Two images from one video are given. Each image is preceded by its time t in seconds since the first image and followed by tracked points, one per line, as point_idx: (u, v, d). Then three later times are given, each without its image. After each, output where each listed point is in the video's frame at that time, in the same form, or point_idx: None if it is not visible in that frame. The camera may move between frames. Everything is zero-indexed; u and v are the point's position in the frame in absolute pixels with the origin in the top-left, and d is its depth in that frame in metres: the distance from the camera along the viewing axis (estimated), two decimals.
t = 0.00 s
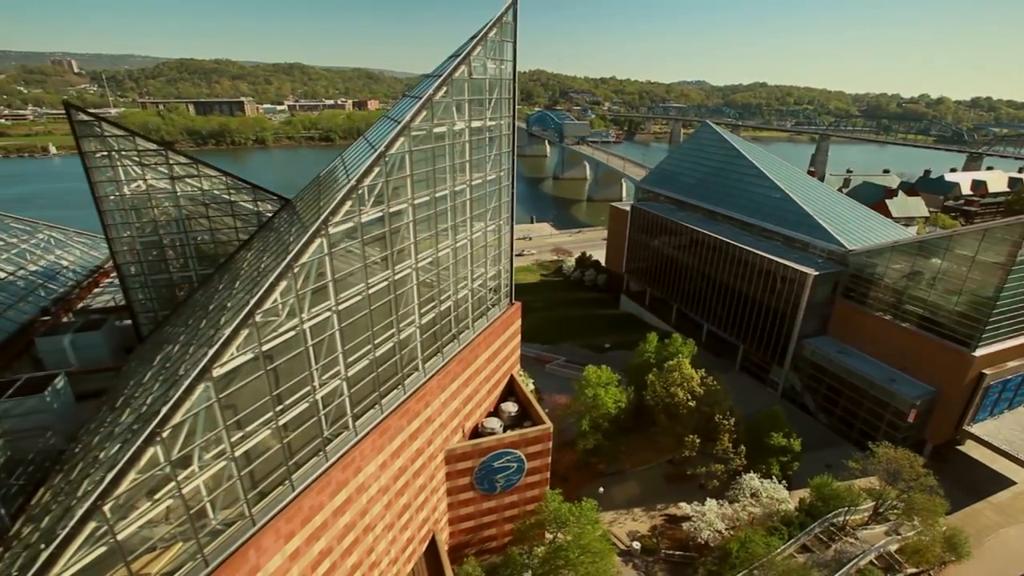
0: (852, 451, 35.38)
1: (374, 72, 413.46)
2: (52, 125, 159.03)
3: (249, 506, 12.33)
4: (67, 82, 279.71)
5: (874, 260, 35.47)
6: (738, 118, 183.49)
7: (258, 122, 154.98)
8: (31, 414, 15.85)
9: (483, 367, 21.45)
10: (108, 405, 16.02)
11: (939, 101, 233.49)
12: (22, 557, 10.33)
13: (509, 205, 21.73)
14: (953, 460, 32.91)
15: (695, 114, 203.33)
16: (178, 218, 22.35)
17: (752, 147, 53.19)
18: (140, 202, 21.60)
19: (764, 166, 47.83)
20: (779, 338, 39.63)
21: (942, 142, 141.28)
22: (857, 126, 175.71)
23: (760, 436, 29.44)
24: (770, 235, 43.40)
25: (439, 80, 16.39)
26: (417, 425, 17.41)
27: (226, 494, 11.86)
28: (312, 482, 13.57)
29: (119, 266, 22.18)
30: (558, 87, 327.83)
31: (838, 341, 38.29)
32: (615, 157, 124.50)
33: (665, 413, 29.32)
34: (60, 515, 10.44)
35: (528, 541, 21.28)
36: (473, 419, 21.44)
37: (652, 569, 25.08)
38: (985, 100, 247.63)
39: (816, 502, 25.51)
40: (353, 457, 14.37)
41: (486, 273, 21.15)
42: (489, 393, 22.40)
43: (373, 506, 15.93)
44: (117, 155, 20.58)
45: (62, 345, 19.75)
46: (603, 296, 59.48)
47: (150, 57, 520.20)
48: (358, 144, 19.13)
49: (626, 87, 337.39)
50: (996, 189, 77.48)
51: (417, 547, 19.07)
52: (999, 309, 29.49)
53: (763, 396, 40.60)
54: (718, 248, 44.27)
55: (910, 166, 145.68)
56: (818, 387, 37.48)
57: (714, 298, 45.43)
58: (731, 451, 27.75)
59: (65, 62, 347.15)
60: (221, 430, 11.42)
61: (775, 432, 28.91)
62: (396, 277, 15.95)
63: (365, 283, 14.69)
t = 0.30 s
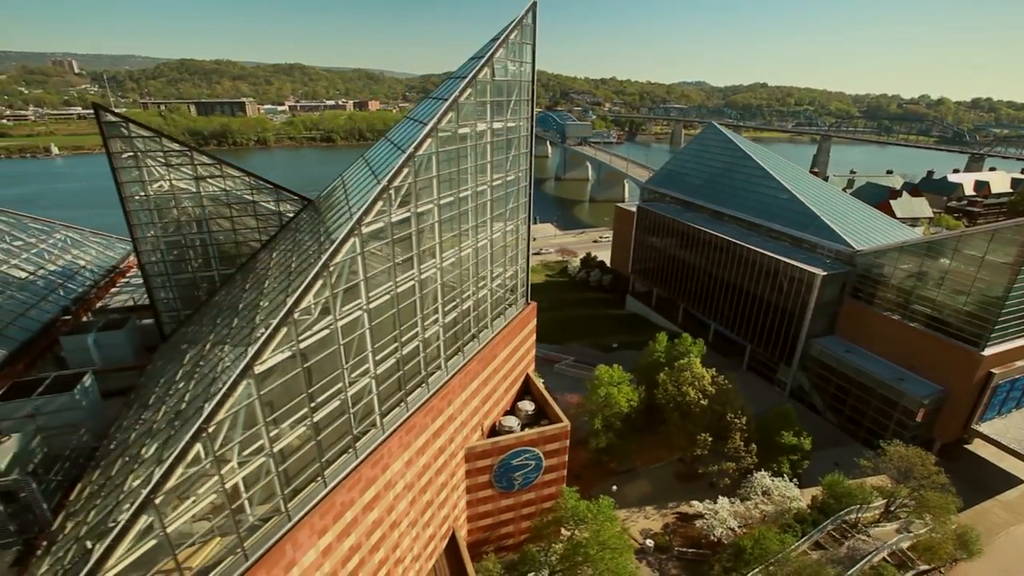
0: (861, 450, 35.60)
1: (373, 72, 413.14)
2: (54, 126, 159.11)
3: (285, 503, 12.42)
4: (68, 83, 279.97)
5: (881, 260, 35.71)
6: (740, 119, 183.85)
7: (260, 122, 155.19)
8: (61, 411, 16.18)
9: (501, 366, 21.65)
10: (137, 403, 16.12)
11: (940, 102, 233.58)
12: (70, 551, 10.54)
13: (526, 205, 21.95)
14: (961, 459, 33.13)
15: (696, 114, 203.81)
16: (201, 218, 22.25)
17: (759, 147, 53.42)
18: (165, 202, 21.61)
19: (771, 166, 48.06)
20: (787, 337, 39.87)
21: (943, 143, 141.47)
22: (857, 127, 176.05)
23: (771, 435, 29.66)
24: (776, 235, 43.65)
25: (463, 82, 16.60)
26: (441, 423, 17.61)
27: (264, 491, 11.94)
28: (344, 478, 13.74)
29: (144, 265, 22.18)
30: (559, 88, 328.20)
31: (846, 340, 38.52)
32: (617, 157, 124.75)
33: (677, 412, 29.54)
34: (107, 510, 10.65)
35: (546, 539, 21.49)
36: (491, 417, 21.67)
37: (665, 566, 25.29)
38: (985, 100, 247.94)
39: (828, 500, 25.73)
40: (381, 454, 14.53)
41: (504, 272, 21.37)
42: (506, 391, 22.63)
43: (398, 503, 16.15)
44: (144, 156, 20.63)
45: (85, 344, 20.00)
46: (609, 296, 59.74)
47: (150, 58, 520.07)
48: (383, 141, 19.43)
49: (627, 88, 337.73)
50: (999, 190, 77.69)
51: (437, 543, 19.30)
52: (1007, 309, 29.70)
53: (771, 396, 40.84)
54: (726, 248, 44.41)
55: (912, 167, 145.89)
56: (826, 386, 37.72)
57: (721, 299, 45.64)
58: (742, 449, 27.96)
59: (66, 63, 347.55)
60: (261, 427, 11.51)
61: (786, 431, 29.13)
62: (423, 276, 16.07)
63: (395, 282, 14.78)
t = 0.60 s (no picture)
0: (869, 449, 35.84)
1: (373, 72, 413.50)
2: (55, 127, 159.10)
3: (321, 498, 12.52)
4: (67, 84, 280.14)
5: (889, 260, 35.96)
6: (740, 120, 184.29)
7: (262, 122, 155.50)
8: (89, 409, 16.46)
9: (518, 364, 21.91)
10: (165, 399, 16.25)
11: (940, 103, 233.77)
12: (117, 545, 10.74)
13: (544, 205, 22.19)
14: (969, 457, 33.38)
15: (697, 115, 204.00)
16: (226, 219, 22.22)
17: (764, 148, 53.68)
18: (190, 203, 21.60)
19: (777, 167, 48.32)
20: (795, 337, 40.09)
21: (944, 144, 141.91)
22: (858, 128, 176.58)
23: (782, 433, 29.93)
24: (783, 235, 43.95)
25: (487, 84, 16.86)
26: (463, 421, 17.82)
27: (302, 486, 12.04)
28: (375, 473, 13.90)
29: (171, 266, 22.18)
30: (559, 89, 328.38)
31: (853, 340, 38.78)
32: (619, 158, 125.16)
33: (688, 411, 29.78)
34: (153, 505, 10.85)
35: (563, 535, 21.76)
36: (508, 415, 21.93)
37: (678, 563, 25.52)
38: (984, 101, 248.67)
39: (839, 497, 25.98)
40: (410, 450, 14.73)
41: (523, 272, 21.62)
42: (523, 390, 22.90)
43: (423, 499, 16.37)
44: (169, 156, 20.74)
45: (109, 343, 20.26)
46: (614, 296, 60.02)
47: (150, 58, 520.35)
48: (407, 141, 19.66)
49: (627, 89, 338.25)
50: (1001, 190, 78.12)
51: (458, 540, 19.50)
52: (1016, 309, 29.94)
53: (778, 395, 41.08)
54: (733, 248, 44.62)
55: (912, 167, 146.29)
56: (834, 385, 37.97)
57: (728, 298, 45.86)
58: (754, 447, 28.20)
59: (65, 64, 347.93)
60: (299, 423, 11.64)
61: (796, 429, 29.41)
62: (449, 275, 16.25)
63: (423, 281, 14.96)
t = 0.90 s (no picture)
0: (875, 447, 36.13)
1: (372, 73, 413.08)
2: (54, 128, 158.60)
3: (356, 493, 12.67)
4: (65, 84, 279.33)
5: (895, 260, 36.26)
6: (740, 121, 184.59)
7: (263, 123, 155.80)
8: (116, 406, 16.69)
9: (535, 363, 22.16)
10: (192, 397, 16.41)
11: (938, 104, 234.55)
12: (161, 540, 10.93)
13: (560, 206, 22.47)
14: (975, 455, 33.70)
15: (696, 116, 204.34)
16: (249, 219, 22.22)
17: (769, 149, 54.03)
18: (214, 202, 21.68)
19: (782, 168, 48.67)
20: (801, 336, 40.37)
21: (943, 144, 142.50)
22: (857, 129, 177.20)
23: (791, 431, 30.23)
24: (788, 235, 44.25)
25: (511, 86, 17.13)
26: (485, 418, 18.04)
27: (339, 482, 12.18)
28: (405, 469, 14.10)
29: (192, 265, 22.26)
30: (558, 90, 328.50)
31: (860, 339, 39.08)
32: (619, 159, 125.38)
33: (699, 409, 30.06)
34: (196, 499, 11.05)
35: (579, 532, 22.02)
36: (525, 413, 22.18)
37: (691, 559, 25.75)
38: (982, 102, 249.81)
39: (850, 494, 26.27)
40: (437, 446, 14.93)
41: (540, 272, 21.89)
42: (538, 389, 23.17)
43: (447, 496, 16.57)
44: (194, 156, 20.85)
45: (131, 342, 20.51)
46: (618, 296, 60.25)
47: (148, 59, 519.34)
48: (429, 142, 19.92)
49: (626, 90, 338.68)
50: (1001, 191, 78.64)
51: (478, 537, 19.71)
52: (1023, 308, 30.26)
53: (784, 394, 41.34)
54: (740, 248, 44.85)
55: (912, 168, 146.80)
56: (840, 384, 38.26)
57: (734, 298, 46.14)
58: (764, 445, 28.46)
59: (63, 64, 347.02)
60: (338, 419, 11.82)
61: (806, 428, 29.69)
62: (474, 274, 16.47)
63: (450, 280, 15.18)
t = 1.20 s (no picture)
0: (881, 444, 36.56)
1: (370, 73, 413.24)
2: (52, 128, 158.15)
3: (393, 487, 12.95)
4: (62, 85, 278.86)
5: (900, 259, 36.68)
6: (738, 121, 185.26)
7: (263, 123, 155.71)
8: (146, 405, 16.90)
9: (553, 361, 22.48)
10: (222, 394, 16.66)
11: (934, 104, 235.55)
12: (209, 533, 11.20)
13: (578, 206, 22.81)
14: (981, 451, 34.13)
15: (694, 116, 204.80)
16: (272, 218, 22.31)
17: (773, 150, 54.50)
18: (239, 201, 21.78)
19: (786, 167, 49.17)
20: (807, 335, 40.78)
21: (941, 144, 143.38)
22: (855, 130, 178.04)
23: (800, 428, 30.63)
24: (793, 235, 44.66)
25: (536, 89, 17.48)
26: (508, 415, 18.34)
27: (379, 476, 12.43)
28: (436, 464, 14.39)
29: (218, 264, 22.32)
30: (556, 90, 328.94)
31: (865, 337, 39.53)
32: (619, 159, 125.73)
33: (709, 406, 30.44)
34: (244, 493, 11.35)
35: (596, 527, 22.36)
36: (543, 411, 22.51)
37: (703, 555, 26.09)
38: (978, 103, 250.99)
39: (860, 490, 26.65)
40: (466, 442, 15.22)
41: (558, 271, 22.20)
42: (555, 387, 23.50)
43: (473, 491, 16.85)
44: (220, 157, 20.93)
45: (155, 341, 20.76)
46: (622, 296, 60.60)
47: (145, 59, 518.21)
48: (452, 143, 20.21)
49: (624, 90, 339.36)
50: (1000, 191, 79.31)
51: (499, 532, 19.99)
52: None
53: (790, 392, 41.72)
54: (746, 247, 45.24)
55: (910, 168, 147.57)
56: (846, 382, 38.69)
57: (739, 298, 46.56)
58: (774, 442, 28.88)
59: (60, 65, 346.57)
60: (379, 414, 12.07)
61: (814, 425, 30.10)
62: (499, 273, 16.76)
63: (479, 279, 15.48)
